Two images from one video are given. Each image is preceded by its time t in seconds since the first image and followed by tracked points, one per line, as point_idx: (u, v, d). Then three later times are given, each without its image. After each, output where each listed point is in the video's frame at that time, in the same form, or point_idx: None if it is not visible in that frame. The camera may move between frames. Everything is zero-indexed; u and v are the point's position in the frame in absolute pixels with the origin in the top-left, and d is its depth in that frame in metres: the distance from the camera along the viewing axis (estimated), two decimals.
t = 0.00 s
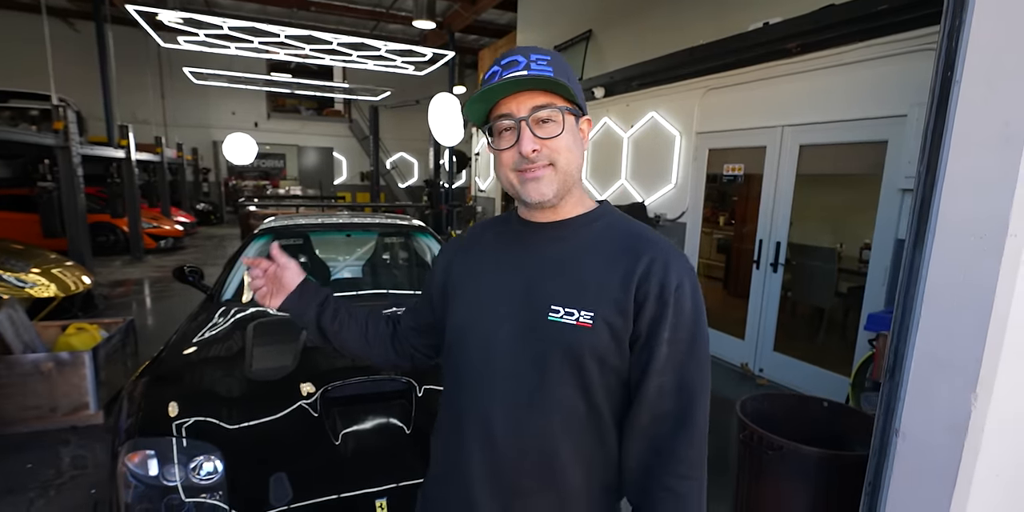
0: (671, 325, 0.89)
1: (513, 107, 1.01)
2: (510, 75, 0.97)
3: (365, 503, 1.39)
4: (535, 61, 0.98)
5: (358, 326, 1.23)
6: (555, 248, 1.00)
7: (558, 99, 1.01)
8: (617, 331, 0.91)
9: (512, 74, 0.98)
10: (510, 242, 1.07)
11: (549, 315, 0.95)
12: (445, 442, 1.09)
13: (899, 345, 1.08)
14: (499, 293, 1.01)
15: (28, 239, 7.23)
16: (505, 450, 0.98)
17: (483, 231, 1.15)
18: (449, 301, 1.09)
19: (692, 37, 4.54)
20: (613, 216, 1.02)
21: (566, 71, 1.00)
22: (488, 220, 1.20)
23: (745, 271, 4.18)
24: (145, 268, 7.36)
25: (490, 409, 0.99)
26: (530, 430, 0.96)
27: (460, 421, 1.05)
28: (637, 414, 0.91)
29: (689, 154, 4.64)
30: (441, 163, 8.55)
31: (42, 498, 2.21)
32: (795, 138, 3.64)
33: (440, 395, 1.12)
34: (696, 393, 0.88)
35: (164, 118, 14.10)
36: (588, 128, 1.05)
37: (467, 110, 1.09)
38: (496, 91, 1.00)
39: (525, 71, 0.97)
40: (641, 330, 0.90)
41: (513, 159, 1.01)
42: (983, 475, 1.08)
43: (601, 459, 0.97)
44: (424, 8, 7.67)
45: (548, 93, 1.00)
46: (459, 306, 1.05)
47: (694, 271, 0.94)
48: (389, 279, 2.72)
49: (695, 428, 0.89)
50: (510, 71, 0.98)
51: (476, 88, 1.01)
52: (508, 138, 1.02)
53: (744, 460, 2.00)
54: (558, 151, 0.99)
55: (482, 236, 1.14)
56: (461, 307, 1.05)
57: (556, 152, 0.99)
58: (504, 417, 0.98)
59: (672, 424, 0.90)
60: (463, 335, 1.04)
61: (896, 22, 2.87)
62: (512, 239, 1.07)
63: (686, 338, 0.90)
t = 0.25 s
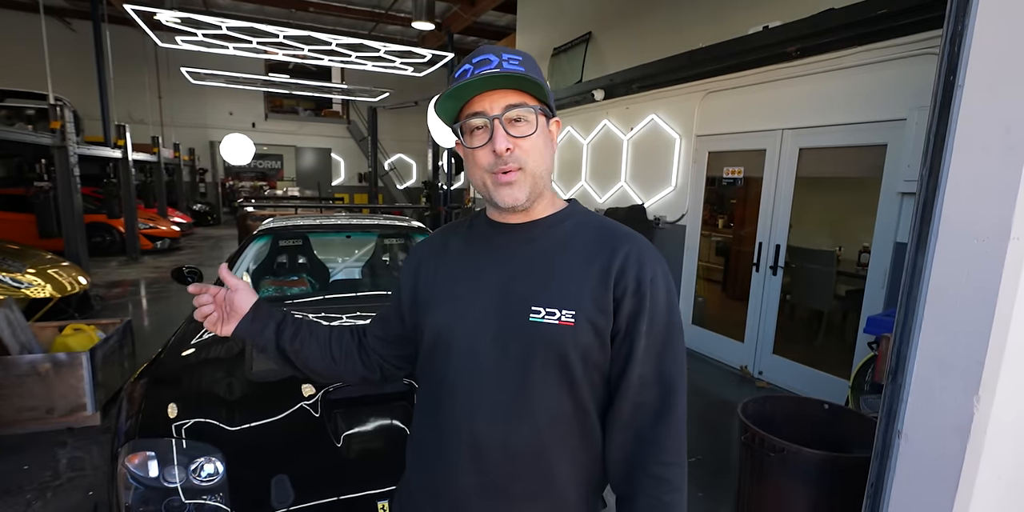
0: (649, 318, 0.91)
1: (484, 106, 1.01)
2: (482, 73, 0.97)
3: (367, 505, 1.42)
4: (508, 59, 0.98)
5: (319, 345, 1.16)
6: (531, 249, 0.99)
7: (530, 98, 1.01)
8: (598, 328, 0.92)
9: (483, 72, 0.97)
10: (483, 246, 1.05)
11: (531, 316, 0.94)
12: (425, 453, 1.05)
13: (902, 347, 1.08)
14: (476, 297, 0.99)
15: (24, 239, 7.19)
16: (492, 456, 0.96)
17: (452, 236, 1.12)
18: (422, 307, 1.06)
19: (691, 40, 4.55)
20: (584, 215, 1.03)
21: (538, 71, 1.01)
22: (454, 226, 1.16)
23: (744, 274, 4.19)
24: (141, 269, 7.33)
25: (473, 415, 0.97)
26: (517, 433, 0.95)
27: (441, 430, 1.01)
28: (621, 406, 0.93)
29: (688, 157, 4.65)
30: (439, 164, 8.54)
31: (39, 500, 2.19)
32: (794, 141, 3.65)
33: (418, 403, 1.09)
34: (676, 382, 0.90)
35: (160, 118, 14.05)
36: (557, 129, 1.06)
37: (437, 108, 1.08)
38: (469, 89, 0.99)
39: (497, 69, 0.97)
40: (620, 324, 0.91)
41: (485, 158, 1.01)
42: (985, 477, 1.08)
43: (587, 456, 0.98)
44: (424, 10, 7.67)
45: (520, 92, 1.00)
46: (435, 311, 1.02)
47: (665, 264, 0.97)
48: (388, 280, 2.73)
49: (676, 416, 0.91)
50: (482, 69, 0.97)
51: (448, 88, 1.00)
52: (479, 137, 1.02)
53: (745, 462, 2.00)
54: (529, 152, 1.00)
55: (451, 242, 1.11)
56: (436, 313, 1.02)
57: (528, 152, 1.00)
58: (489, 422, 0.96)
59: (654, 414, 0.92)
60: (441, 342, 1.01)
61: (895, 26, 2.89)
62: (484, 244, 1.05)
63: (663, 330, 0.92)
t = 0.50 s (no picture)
0: (635, 311, 0.93)
1: (465, 106, 1.00)
2: (463, 74, 0.97)
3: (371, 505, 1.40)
4: (488, 59, 0.98)
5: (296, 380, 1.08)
6: (516, 250, 0.98)
7: (510, 99, 1.02)
8: (588, 325, 0.93)
9: (464, 73, 0.97)
10: (465, 249, 1.02)
11: (520, 317, 0.93)
12: (412, 463, 1.01)
13: (907, 347, 1.10)
14: (462, 300, 0.96)
15: (27, 240, 7.20)
16: (489, 459, 0.94)
17: (428, 240, 1.08)
18: (402, 313, 1.02)
19: (693, 41, 4.55)
20: (563, 214, 1.03)
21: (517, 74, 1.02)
22: (426, 230, 1.12)
23: (746, 275, 4.19)
24: (143, 270, 7.34)
25: (466, 421, 0.94)
26: (514, 435, 0.93)
27: (431, 438, 0.98)
28: (612, 399, 0.95)
29: (691, 158, 4.65)
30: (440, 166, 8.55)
31: (44, 500, 2.20)
32: (796, 143, 3.66)
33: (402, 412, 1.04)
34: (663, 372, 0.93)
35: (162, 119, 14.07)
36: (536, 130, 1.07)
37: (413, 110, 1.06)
38: (449, 91, 0.99)
39: (477, 69, 0.97)
40: (609, 319, 0.93)
41: (467, 159, 1.00)
42: (991, 477, 1.08)
43: (580, 451, 0.98)
44: (426, 11, 7.69)
45: (500, 93, 1.01)
46: (418, 316, 0.98)
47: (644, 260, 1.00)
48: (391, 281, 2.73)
49: (663, 405, 0.95)
50: (460, 70, 0.98)
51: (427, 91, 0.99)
52: (460, 138, 1.01)
53: (749, 463, 2.00)
54: (512, 151, 1.00)
55: (428, 247, 1.07)
56: (420, 318, 0.98)
57: (510, 152, 1.00)
58: (483, 427, 0.94)
59: (642, 405, 0.95)
60: (427, 349, 0.97)
61: (897, 28, 2.89)
62: (464, 247, 1.02)
63: (648, 323, 0.95)
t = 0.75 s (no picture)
0: (628, 309, 0.96)
1: (460, 111, 0.99)
2: (459, 79, 0.95)
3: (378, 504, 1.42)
4: (484, 64, 0.97)
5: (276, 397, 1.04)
6: (510, 253, 0.98)
7: (505, 105, 1.01)
8: (585, 324, 0.94)
9: (460, 79, 0.95)
10: (457, 253, 1.00)
11: (520, 320, 0.93)
12: (408, 475, 0.98)
13: (915, 350, 1.10)
14: (459, 307, 0.95)
15: (37, 240, 7.28)
16: (493, 462, 0.93)
17: (413, 245, 1.05)
18: (393, 321, 0.99)
19: (699, 44, 4.55)
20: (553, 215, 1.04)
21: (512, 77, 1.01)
22: (409, 235, 1.09)
23: (752, 278, 4.18)
24: (151, 270, 7.39)
25: (470, 428, 0.93)
26: (519, 438, 0.93)
27: (430, 447, 0.95)
28: (608, 395, 0.97)
29: (697, 161, 4.64)
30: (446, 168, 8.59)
31: (54, 498, 2.21)
32: (803, 146, 3.64)
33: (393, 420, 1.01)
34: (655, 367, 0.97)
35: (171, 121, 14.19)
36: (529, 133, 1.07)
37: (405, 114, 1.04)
38: (444, 97, 0.97)
39: (474, 74, 0.95)
40: (604, 318, 0.95)
41: (461, 165, 0.99)
42: (1000, 482, 1.08)
43: (577, 449, 1.00)
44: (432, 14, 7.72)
45: (496, 99, 1.00)
46: (411, 324, 0.96)
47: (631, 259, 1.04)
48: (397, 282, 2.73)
49: (654, 397, 0.99)
50: (457, 73, 0.96)
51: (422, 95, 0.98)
52: (454, 143, 1.00)
53: (756, 465, 1.99)
54: (506, 158, 1.00)
55: (414, 253, 1.03)
56: (413, 326, 0.95)
57: (505, 159, 1.00)
58: (487, 433, 0.93)
59: (636, 398, 0.99)
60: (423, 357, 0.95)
61: (904, 31, 2.88)
62: (456, 252, 1.00)
63: (639, 319, 0.98)
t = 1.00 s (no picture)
0: (621, 311, 1.00)
1: (443, 121, 0.96)
2: (438, 87, 0.92)
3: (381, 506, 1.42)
4: (464, 69, 0.93)
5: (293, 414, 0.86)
6: (507, 257, 0.97)
7: (489, 108, 0.98)
8: (585, 327, 0.96)
9: (440, 87, 0.92)
10: (452, 257, 0.97)
11: (523, 326, 0.93)
12: (404, 486, 0.94)
13: (924, 355, 1.09)
14: (459, 313, 0.92)
15: (48, 241, 7.36)
16: (498, 470, 0.92)
17: (400, 247, 1.00)
18: (385, 328, 0.94)
19: (706, 47, 4.54)
20: (545, 215, 1.04)
21: (494, 79, 0.98)
22: (392, 235, 1.03)
23: (759, 282, 4.16)
24: (159, 271, 7.45)
25: (475, 437, 0.91)
26: (525, 444, 0.93)
27: (430, 458, 0.93)
28: (602, 396, 1.01)
29: (703, 164, 4.62)
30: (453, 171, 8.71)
31: (63, 496, 2.23)
32: (810, 148, 3.63)
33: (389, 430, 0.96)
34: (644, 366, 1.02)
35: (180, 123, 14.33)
36: (516, 133, 1.05)
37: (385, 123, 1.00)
38: (424, 107, 0.93)
39: (454, 81, 0.92)
40: (600, 321, 0.98)
41: (447, 175, 0.97)
42: (1011, 490, 1.06)
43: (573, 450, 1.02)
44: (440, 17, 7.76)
45: (478, 104, 0.97)
46: (408, 331, 0.92)
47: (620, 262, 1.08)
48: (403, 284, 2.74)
49: (644, 392, 1.04)
50: (435, 79, 0.92)
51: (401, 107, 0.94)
52: (439, 153, 0.98)
53: (761, 469, 1.98)
54: (493, 165, 0.98)
55: (402, 255, 0.98)
56: (412, 334, 0.91)
57: (492, 166, 0.98)
58: (492, 441, 0.92)
59: (628, 395, 1.03)
60: (423, 366, 0.91)
61: (913, 34, 2.87)
62: (450, 256, 0.97)
63: (630, 318, 1.02)
